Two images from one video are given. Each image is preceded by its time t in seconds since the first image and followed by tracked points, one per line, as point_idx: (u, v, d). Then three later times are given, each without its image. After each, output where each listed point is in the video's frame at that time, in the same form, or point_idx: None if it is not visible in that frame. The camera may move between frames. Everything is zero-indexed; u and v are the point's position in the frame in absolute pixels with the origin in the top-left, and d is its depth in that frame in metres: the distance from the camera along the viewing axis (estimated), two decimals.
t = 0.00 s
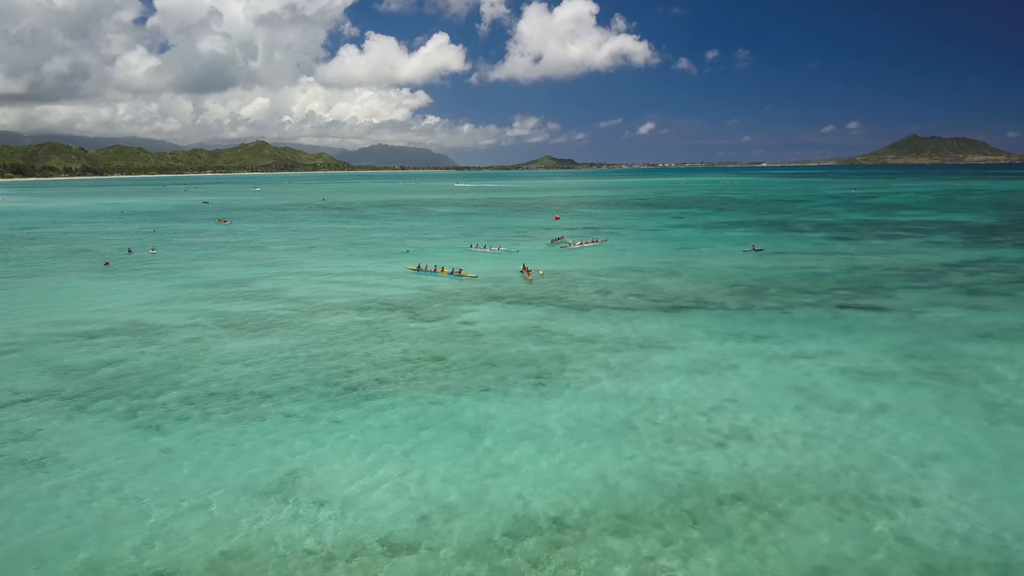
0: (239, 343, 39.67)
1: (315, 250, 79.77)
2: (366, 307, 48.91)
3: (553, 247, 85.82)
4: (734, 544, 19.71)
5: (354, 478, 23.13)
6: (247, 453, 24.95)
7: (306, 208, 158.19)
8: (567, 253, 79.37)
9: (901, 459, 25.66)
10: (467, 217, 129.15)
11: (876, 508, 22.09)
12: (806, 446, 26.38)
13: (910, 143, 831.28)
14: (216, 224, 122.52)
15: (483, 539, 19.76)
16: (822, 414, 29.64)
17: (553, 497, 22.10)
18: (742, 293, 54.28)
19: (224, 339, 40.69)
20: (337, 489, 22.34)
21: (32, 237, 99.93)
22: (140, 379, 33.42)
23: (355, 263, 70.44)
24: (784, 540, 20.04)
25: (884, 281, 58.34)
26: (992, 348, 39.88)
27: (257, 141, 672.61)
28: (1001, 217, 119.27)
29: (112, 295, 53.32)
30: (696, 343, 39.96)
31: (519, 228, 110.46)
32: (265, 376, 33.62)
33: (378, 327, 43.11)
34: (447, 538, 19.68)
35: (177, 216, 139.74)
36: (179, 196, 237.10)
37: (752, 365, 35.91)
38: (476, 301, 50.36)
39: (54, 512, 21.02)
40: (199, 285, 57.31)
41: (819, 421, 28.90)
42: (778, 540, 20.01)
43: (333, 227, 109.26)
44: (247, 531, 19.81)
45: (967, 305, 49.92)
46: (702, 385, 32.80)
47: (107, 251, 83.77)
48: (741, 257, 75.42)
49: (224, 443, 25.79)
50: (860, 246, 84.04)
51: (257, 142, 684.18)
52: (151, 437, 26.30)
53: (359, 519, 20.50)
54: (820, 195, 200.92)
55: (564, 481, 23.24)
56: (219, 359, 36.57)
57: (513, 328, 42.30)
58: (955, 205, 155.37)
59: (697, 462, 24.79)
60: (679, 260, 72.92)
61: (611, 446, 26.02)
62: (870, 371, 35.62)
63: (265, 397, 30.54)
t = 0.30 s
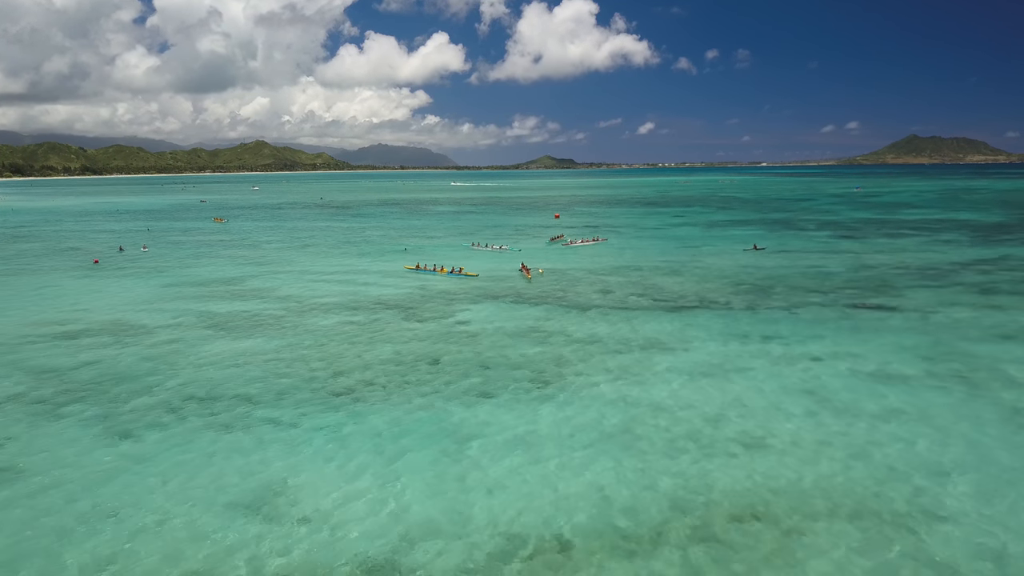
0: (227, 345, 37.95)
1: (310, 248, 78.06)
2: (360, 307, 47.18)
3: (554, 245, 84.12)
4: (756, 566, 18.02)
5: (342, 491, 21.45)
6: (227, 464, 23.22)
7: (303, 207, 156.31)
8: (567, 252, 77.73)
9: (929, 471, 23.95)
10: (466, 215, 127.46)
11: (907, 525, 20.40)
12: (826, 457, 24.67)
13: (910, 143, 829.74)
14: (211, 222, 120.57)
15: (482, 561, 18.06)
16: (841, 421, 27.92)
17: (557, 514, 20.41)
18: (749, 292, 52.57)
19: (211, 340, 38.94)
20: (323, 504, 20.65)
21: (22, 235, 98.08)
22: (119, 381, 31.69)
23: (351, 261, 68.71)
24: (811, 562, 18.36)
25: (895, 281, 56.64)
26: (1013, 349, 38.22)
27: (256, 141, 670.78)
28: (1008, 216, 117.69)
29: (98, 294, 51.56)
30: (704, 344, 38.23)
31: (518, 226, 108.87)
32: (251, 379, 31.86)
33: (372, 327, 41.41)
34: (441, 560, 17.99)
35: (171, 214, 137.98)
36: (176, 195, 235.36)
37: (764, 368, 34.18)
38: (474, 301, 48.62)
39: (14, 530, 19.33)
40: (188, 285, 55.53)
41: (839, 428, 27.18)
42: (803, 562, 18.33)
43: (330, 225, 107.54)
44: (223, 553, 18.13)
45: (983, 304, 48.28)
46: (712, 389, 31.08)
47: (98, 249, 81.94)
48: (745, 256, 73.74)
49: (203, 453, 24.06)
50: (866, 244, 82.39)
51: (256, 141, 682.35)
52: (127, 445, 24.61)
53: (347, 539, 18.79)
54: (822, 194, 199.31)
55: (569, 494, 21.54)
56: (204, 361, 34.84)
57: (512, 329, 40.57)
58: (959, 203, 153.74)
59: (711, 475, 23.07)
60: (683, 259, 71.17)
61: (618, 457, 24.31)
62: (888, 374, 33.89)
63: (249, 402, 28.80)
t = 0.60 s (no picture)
0: (212, 347, 36.24)
1: (305, 247, 76.37)
2: (353, 307, 45.50)
3: (554, 244, 82.36)
4: None
5: (324, 509, 19.82)
6: (204, 478, 21.55)
7: (299, 206, 154.43)
8: (568, 251, 76.00)
9: (962, 486, 22.27)
10: (465, 214, 125.73)
11: (938, 548, 18.75)
12: (849, 471, 23.00)
13: (909, 143, 829.80)
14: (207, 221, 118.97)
15: None
16: (862, 430, 26.27)
17: (557, 534, 18.78)
18: (755, 292, 50.89)
19: (197, 342, 37.30)
20: (303, 523, 19.03)
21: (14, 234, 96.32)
22: (97, 386, 30.07)
23: (346, 261, 67.01)
24: None
25: (906, 281, 54.93)
26: None
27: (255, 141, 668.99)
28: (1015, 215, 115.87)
29: (84, 294, 49.92)
30: (712, 346, 36.55)
31: (518, 225, 107.21)
32: (235, 383, 30.20)
33: (365, 328, 39.73)
34: None
35: (165, 213, 136.05)
36: (174, 194, 233.55)
37: (776, 372, 32.52)
38: (471, 301, 46.86)
39: None
40: (177, 284, 53.81)
41: (860, 438, 25.51)
42: None
43: (327, 224, 105.83)
44: None
45: (999, 304, 46.59)
46: (723, 395, 29.38)
47: (89, 248, 80.26)
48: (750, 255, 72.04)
49: (179, 465, 22.39)
50: (873, 244, 80.68)
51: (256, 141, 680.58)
52: (98, 456, 23.02)
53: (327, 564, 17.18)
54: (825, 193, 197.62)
55: (570, 512, 19.93)
56: (188, 364, 33.19)
57: (510, 330, 38.88)
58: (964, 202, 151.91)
59: (726, 491, 21.40)
60: (686, 259, 69.45)
61: (625, 471, 22.66)
62: (907, 379, 32.19)
63: (231, 408, 27.10)
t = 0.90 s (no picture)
0: (196, 351, 34.50)
1: (300, 247, 74.61)
2: (346, 309, 43.74)
3: (555, 244, 80.66)
4: None
5: (304, 532, 18.11)
6: (175, 496, 19.86)
7: (298, 205, 152.64)
8: (569, 251, 74.23)
9: (998, 505, 20.54)
10: (464, 214, 123.99)
11: None
12: (876, 488, 21.25)
13: (909, 143, 828.86)
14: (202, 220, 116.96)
15: None
16: (887, 442, 24.55)
17: (559, 562, 17.07)
18: (764, 293, 49.13)
19: (181, 345, 35.58)
20: (279, 549, 17.34)
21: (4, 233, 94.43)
22: (70, 393, 28.33)
23: (341, 260, 65.22)
24: None
25: (919, 282, 53.14)
26: None
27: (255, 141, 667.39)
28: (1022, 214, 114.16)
29: (67, 295, 48.16)
30: (722, 350, 34.84)
31: (518, 224, 105.51)
32: (217, 390, 28.47)
33: (357, 331, 38.01)
34: None
35: (162, 212, 134.22)
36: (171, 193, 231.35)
37: (790, 379, 30.78)
38: (470, 302, 45.08)
39: None
40: (166, 285, 52.09)
41: (884, 452, 23.78)
42: None
43: (324, 223, 104.06)
44: None
45: (1017, 306, 44.87)
46: (736, 404, 27.65)
47: (79, 247, 78.45)
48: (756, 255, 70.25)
49: (149, 481, 20.70)
50: (881, 244, 78.94)
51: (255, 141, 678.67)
52: (62, 472, 21.34)
53: None
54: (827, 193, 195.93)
55: (573, 536, 18.20)
56: (169, 369, 31.46)
57: (510, 333, 37.14)
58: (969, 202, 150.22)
59: (744, 511, 19.69)
60: (691, 259, 67.70)
61: (633, 489, 20.94)
62: (930, 386, 30.42)
63: (211, 418, 25.38)
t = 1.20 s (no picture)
0: (179, 358, 32.83)
1: (295, 248, 72.86)
2: (339, 312, 42.08)
3: (555, 244, 78.98)
4: None
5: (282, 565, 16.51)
6: (143, 521, 18.26)
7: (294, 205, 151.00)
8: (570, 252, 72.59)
9: None
10: (463, 213, 122.30)
11: None
12: (908, 514, 19.59)
13: (909, 143, 827.67)
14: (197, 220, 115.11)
15: None
16: (915, 459, 22.91)
17: None
18: (771, 295, 47.56)
19: (164, 351, 33.91)
20: None
21: None
22: (41, 404, 26.66)
23: (336, 261, 63.49)
24: None
25: (932, 284, 51.52)
26: None
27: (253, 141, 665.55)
28: None
29: (50, 297, 46.42)
30: (732, 357, 33.20)
31: (518, 224, 103.83)
32: (198, 400, 26.81)
33: (350, 336, 36.34)
34: None
35: (156, 212, 132.48)
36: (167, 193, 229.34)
37: (807, 389, 29.13)
38: (468, 305, 43.44)
39: None
40: (153, 287, 50.42)
41: (910, 470, 22.17)
42: None
43: (321, 223, 102.35)
44: None
45: None
46: (751, 416, 26.01)
47: (68, 247, 76.65)
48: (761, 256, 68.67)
49: (118, 505, 19.09)
50: (888, 244, 77.34)
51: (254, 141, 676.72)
52: (24, 493, 19.73)
53: None
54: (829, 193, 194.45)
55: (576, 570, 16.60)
56: (149, 377, 29.80)
57: (509, 339, 35.53)
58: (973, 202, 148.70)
59: (765, 540, 18.05)
60: (694, 260, 66.08)
61: (643, 513, 19.30)
62: (955, 396, 28.78)
63: (189, 431, 23.74)
